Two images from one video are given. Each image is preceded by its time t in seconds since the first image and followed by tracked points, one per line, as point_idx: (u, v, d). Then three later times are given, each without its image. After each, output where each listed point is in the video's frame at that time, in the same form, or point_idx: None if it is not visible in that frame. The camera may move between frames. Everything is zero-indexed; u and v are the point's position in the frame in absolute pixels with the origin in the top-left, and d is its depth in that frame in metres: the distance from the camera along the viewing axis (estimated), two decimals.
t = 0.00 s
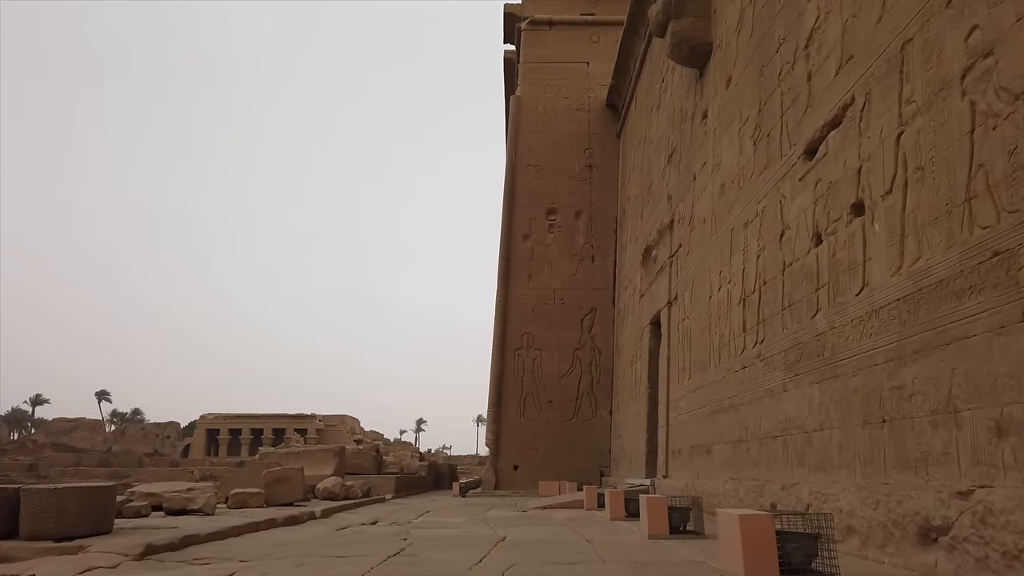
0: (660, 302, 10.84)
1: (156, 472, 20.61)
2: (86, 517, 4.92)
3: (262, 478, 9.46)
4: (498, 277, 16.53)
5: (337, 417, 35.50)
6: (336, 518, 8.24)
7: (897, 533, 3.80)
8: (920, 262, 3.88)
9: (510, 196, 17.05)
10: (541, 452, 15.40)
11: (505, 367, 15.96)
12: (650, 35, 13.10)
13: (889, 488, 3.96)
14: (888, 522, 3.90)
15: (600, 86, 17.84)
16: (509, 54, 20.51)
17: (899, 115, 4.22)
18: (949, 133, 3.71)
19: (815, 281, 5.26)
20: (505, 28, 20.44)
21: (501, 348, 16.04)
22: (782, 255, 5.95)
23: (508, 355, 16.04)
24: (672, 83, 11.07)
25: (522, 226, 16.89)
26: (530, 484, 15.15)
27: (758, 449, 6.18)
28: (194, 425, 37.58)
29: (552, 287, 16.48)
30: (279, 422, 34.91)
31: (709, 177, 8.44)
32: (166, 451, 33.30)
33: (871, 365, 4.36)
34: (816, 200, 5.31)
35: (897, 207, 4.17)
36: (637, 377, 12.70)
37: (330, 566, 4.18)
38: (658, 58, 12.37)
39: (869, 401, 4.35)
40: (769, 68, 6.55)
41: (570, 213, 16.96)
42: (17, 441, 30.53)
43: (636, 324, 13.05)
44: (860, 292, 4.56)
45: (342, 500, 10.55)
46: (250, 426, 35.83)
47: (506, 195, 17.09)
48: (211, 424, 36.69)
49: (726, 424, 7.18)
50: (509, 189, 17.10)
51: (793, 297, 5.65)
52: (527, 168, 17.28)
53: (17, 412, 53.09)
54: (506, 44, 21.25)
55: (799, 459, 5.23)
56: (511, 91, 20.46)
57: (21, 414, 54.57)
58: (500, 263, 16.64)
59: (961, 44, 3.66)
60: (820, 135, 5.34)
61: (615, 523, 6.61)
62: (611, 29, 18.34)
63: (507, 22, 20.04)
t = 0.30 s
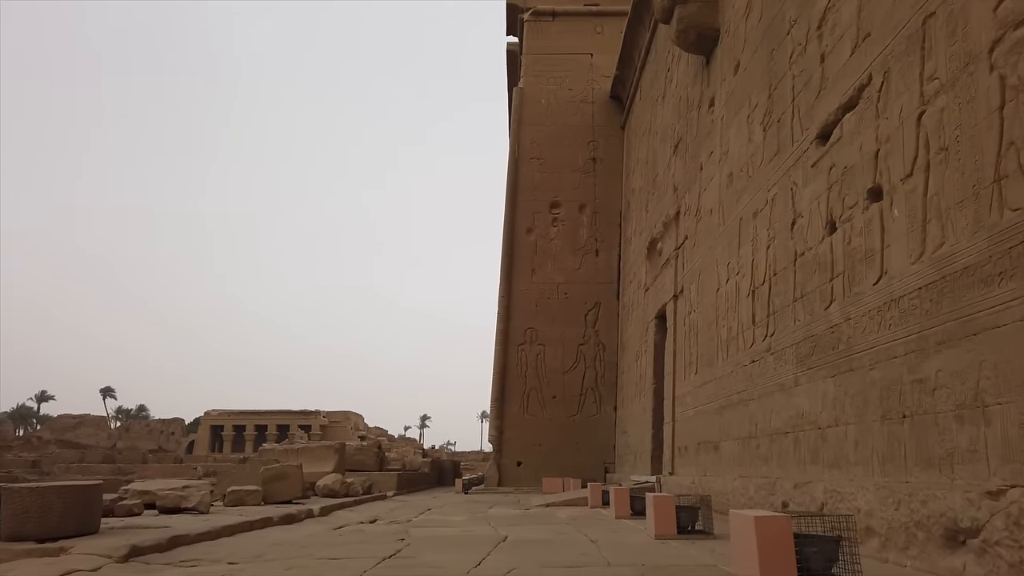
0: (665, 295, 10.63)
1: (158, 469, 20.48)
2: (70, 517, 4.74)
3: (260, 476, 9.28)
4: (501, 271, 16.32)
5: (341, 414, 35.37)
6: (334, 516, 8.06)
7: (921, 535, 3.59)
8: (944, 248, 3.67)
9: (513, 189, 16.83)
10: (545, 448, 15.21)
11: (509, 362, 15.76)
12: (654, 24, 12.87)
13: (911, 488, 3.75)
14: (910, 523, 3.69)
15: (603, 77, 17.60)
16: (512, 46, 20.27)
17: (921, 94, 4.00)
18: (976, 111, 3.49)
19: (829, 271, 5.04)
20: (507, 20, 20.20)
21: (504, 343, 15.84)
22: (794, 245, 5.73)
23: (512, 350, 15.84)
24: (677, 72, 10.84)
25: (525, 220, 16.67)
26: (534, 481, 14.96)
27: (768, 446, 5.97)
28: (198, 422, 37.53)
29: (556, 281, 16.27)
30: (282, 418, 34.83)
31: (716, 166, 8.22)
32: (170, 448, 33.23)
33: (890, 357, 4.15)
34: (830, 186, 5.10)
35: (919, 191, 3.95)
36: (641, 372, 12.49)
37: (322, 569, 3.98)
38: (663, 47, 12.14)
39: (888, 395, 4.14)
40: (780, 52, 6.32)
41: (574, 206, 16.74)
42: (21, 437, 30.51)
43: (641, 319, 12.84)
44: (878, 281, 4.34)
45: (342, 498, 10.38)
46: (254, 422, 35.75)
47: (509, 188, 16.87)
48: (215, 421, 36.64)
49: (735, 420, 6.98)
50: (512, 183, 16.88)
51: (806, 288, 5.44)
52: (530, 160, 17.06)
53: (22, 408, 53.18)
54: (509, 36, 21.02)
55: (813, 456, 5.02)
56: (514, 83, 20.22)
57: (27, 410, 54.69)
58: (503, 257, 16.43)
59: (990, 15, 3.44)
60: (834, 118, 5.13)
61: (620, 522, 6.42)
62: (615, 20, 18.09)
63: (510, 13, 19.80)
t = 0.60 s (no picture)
0: (672, 292, 10.42)
1: (161, 469, 20.33)
2: (53, 519, 4.55)
3: (258, 476, 9.09)
4: (505, 268, 16.12)
5: (344, 414, 35.21)
6: (333, 517, 7.87)
7: (951, 540, 3.38)
8: (973, 234, 3.45)
9: (517, 186, 16.63)
10: (550, 448, 14.99)
11: (513, 361, 15.55)
12: (660, 16, 12.65)
13: (938, 489, 3.53)
14: (938, 527, 3.47)
15: (608, 72, 17.38)
16: (515, 42, 20.07)
17: (946, 73, 3.78)
18: (1008, 87, 3.27)
19: (846, 262, 4.82)
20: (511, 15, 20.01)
21: (507, 341, 15.64)
22: (808, 236, 5.52)
23: (516, 348, 15.64)
24: (684, 64, 10.63)
25: (529, 217, 16.46)
26: (538, 481, 14.76)
27: (780, 446, 5.76)
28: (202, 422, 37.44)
29: (560, 279, 16.05)
30: (287, 417, 34.73)
31: (725, 158, 8.00)
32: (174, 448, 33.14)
33: (913, 351, 3.93)
34: (847, 173, 4.88)
35: (944, 174, 3.74)
36: (648, 371, 12.27)
37: None
38: (669, 39, 11.92)
39: (911, 391, 3.92)
40: (792, 36, 6.11)
41: (578, 202, 16.52)
42: (26, 438, 30.48)
43: (647, 316, 12.62)
44: (899, 271, 4.13)
45: (343, 498, 10.18)
46: (258, 422, 35.64)
47: (513, 185, 16.66)
48: (218, 421, 36.53)
49: (745, 419, 6.76)
50: (515, 179, 16.68)
51: (821, 280, 5.22)
52: (534, 156, 16.85)
53: (28, 408, 53.26)
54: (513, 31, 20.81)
55: (829, 456, 4.81)
56: (518, 79, 20.01)
57: (33, 410, 54.71)
58: (507, 254, 16.22)
59: None
60: (851, 102, 4.91)
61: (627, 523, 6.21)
62: (620, 14, 17.87)
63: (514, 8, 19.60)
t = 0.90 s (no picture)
0: (674, 289, 10.22)
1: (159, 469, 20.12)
2: (28, 523, 4.36)
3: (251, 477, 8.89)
4: (504, 266, 15.91)
5: (345, 414, 35.01)
6: (327, 518, 7.67)
7: (976, 546, 3.18)
8: (998, 220, 3.24)
9: (516, 182, 16.42)
10: (550, 448, 14.79)
11: (512, 360, 15.35)
12: (662, 9, 12.44)
13: (961, 491, 3.32)
14: (962, 532, 3.27)
15: (609, 67, 17.17)
16: (515, 38, 19.86)
17: (968, 50, 3.57)
18: None
19: (858, 253, 4.61)
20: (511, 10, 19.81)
21: (507, 340, 15.43)
22: (817, 227, 5.31)
23: (515, 347, 15.44)
24: (687, 56, 10.43)
25: (529, 214, 16.25)
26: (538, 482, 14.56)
27: (788, 445, 5.55)
28: (202, 422, 37.27)
29: (561, 277, 15.85)
30: (287, 417, 34.56)
31: (729, 150, 7.80)
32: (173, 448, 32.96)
33: (931, 345, 3.72)
34: (860, 161, 4.67)
35: (966, 158, 3.53)
36: (649, 369, 12.07)
37: None
38: (672, 32, 11.71)
39: (930, 388, 3.71)
40: (800, 22, 5.90)
41: (579, 199, 16.32)
42: (26, 437, 30.33)
43: (649, 314, 12.42)
44: (917, 262, 3.92)
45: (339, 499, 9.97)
46: (258, 422, 35.45)
47: (513, 181, 16.45)
48: (219, 421, 36.36)
49: (750, 417, 6.55)
50: (515, 175, 16.47)
51: (831, 273, 5.01)
52: (534, 153, 16.65)
53: (28, 408, 53.13)
54: (513, 27, 20.60)
55: (841, 456, 4.60)
56: (518, 75, 19.81)
57: (33, 410, 54.60)
58: (506, 252, 16.01)
59: None
60: (864, 87, 4.70)
61: (630, 526, 6.00)
62: (621, 9, 17.66)
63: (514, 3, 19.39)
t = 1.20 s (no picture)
0: (678, 285, 10.01)
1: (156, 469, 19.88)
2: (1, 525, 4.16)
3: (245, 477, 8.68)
4: (505, 263, 15.69)
5: (346, 413, 34.82)
6: (321, 520, 7.45)
7: (1007, 551, 2.95)
8: None
9: (517, 178, 16.20)
10: (550, 447, 14.57)
11: (513, 358, 15.14)
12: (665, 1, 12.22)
13: (990, 493, 3.10)
14: (992, 536, 3.05)
15: (611, 62, 16.95)
16: (516, 33, 19.64)
17: (993, 22, 3.35)
18: None
19: (873, 242, 4.39)
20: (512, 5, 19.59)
21: (507, 338, 15.21)
22: (828, 216, 5.09)
23: (516, 345, 15.22)
24: (690, 47, 10.21)
25: (530, 210, 16.03)
26: (539, 482, 14.34)
27: (798, 444, 5.33)
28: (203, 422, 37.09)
29: (562, 274, 15.63)
30: (288, 417, 34.38)
31: (734, 140, 7.57)
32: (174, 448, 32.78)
33: (953, 337, 3.50)
34: (874, 145, 4.45)
35: (992, 136, 3.31)
36: (652, 367, 11.85)
37: None
38: (675, 23, 11.49)
39: (952, 383, 3.49)
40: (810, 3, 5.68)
41: (580, 195, 16.09)
42: (26, 437, 30.17)
43: (651, 311, 12.21)
44: (937, 249, 3.70)
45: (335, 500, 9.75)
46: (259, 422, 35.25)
47: (513, 177, 16.23)
48: (220, 420, 36.17)
49: (757, 415, 6.33)
50: (516, 171, 16.24)
51: (843, 263, 4.79)
52: (535, 149, 16.42)
53: (30, 407, 53.02)
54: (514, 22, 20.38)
55: (856, 455, 4.38)
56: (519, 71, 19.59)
57: (36, 410, 54.47)
58: (507, 248, 15.79)
59: None
60: (878, 68, 4.48)
61: (633, 528, 5.79)
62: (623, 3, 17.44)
63: None
